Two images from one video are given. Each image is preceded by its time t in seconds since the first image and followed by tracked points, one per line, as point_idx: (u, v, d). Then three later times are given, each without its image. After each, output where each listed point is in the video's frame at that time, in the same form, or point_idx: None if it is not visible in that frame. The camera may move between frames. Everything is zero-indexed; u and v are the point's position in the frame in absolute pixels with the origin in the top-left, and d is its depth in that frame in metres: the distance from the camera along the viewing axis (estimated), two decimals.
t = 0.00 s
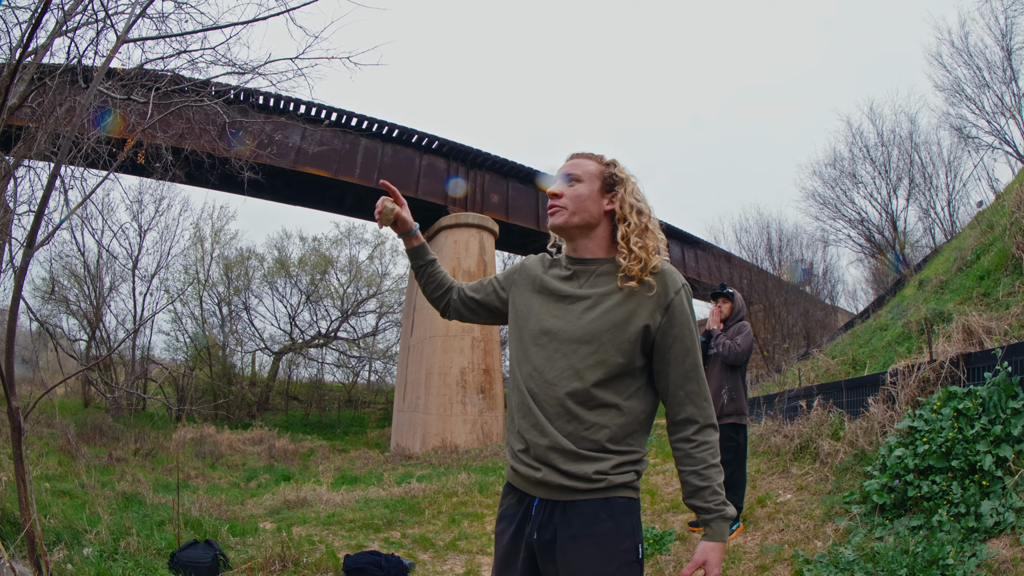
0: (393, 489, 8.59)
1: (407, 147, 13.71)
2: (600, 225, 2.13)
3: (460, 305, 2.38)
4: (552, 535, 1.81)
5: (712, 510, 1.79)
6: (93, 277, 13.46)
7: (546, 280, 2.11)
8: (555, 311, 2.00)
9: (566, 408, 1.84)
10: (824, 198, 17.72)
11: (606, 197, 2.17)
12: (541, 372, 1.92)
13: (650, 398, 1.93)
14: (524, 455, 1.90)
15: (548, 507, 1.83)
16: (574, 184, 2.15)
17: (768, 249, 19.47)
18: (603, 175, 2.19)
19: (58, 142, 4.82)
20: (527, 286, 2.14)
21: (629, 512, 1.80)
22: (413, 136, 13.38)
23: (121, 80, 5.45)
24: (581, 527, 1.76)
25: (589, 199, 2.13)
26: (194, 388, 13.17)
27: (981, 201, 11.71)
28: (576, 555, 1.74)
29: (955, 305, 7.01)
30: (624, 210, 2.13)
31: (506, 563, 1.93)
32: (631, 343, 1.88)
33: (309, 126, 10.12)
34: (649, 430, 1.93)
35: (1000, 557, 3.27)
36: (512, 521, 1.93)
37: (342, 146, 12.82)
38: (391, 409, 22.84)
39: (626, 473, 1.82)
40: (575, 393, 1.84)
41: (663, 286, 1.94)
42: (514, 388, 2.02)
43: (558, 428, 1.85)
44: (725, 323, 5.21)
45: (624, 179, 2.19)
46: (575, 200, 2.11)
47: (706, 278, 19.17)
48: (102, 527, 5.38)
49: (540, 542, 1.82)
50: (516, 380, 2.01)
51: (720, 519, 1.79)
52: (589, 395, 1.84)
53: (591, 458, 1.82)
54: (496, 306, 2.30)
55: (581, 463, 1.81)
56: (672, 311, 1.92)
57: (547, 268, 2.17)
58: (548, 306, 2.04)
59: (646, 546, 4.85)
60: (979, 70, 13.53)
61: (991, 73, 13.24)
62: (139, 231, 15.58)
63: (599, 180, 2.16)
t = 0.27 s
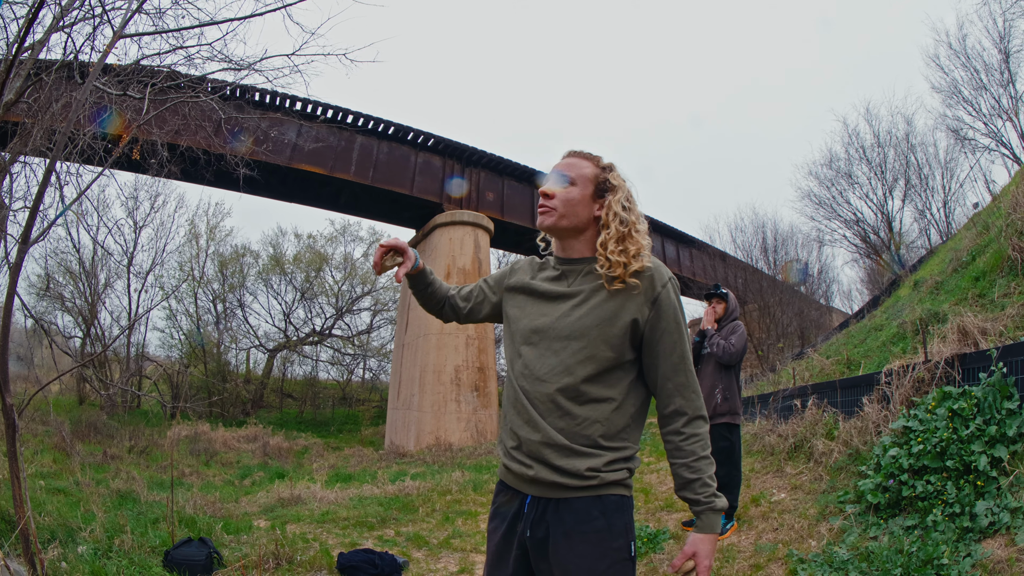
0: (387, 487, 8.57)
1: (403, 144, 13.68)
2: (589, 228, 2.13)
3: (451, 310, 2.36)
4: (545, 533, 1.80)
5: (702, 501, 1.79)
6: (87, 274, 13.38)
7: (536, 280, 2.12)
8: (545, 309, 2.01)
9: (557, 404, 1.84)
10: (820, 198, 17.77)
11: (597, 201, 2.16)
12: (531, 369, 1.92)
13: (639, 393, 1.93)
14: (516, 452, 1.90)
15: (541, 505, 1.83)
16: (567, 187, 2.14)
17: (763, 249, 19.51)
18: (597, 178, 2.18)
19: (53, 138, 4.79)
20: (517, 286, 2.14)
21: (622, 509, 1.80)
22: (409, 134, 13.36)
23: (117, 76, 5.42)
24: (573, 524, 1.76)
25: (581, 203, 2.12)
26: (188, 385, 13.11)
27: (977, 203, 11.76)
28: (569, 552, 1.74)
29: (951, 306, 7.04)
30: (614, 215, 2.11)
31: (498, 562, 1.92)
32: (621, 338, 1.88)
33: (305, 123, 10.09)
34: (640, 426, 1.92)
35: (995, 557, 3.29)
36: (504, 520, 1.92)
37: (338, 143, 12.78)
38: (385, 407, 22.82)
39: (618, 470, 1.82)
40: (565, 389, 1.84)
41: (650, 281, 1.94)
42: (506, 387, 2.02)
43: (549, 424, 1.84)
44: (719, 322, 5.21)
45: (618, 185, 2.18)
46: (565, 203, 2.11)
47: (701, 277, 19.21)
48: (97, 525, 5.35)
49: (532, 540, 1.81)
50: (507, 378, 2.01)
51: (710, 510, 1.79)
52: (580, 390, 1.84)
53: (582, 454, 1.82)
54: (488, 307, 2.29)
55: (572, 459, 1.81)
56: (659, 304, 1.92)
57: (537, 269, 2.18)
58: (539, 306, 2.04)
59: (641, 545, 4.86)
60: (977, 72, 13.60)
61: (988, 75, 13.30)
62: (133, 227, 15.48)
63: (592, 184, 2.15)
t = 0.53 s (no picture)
0: (383, 486, 8.56)
1: (401, 143, 13.66)
2: (586, 231, 2.12)
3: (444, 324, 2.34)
4: (534, 531, 1.80)
5: (682, 504, 1.77)
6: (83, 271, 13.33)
7: (527, 282, 2.11)
8: (537, 311, 2.00)
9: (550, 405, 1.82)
10: (817, 199, 17.81)
11: (593, 202, 2.16)
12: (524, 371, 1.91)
13: (631, 392, 1.92)
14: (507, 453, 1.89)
15: (532, 503, 1.82)
16: (566, 190, 2.13)
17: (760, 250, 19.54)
18: (592, 180, 2.18)
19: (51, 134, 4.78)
20: (509, 290, 2.13)
21: (612, 508, 1.78)
22: (407, 132, 13.35)
23: (114, 73, 5.40)
24: (563, 523, 1.75)
25: (578, 205, 2.11)
26: (184, 383, 13.07)
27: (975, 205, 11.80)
28: (558, 551, 1.73)
29: (948, 307, 7.06)
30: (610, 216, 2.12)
31: (492, 560, 1.93)
32: (614, 338, 1.87)
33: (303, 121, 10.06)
34: (632, 426, 1.91)
35: (992, 558, 3.30)
36: (496, 518, 1.92)
37: (336, 142, 12.76)
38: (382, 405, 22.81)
39: (608, 470, 1.81)
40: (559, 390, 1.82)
41: (641, 280, 1.94)
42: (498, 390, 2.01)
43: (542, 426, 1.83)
44: (714, 323, 5.24)
45: (613, 185, 2.19)
46: (564, 207, 2.09)
47: (698, 277, 19.25)
48: (93, 522, 5.33)
49: (523, 538, 1.81)
50: (500, 381, 2.00)
51: (690, 514, 1.76)
52: (573, 391, 1.82)
53: (573, 455, 1.81)
54: (483, 316, 2.29)
55: (564, 460, 1.80)
56: (651, 304, 1.91)
57: (527, 271, 2.16)
58: (531, 308, 2.03)
59: (637, 545, 4.86)
60: (975, 75, 13.66)
61: (987, 78, 13.35)
62: (130, 224, 15.43)
63: (588, 186, 2.15)
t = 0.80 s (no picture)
0: (384, 486, 8.56)
1: (400, 143, 13.65)
2: (582, 242, 2.13)
3: (444, 344, 2.34)
4: (527, 529, 1.80)
5: (666, 499, 1.74)
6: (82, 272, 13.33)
7: (519, 290, 2.11)
8: (530, 317, 2.00)
9: (545, 407, 1.82)
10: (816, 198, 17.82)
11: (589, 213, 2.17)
12: (519, 375, 1.91)
13: (622, 390, 1.90)
14: (501, 453, 1.89)
15: (524, 501, 1.82)
16: (567, 201, 2.10)
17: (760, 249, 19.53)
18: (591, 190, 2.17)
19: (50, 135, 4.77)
20: (502, 299, 2.13)
21: (604, 509, 1.77)
22: (406, 132, 13.35)
23: (113, 73, 5.40)
24: (555, 522, 1.75)
25: (578, 217, 2.10)
26: (185, 383, 13.05)
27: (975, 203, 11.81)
28: (549, 550, 1.73)
29: (948, 306, 7.05)
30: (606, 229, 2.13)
31: (484, 559, 1.92)
32: (606, 335, 1.87)
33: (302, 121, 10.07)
34: (626, 424, 1.90)
35: (992, 556, 3.30)
36: (490, 516, 1.92)
37: (336, 141, 12.76)
38: (382, 405, 22.82)
39: (601, 470, 1.79)
40: (554, 391, 1.82)
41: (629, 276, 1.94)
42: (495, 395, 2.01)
43: (537, 428, 1.83)
44: (711, 323, 5.23)
45: (610, 197, 2.19)
46: (567, 219, 2.07)
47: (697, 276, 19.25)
48: (93, 523, 5.33)
49: (515, 537, 1.81)
50: (495, 386, 2.00)
51: (673, 511, 1.73)
52: (567, 391, 1.82)
53: (566, 453, 1.80)
54: (482, 330, 2.29)
55: (557, 459, 1.80)
56: (639, 300, 1.90)
57: (519, 280, 2.16)
58: (525, 313, 2.03)
59: (637, 544, 4.87)
60: (975, 74, 13.67)
61: (986, 76, 13.36)
62: (130, 224, 15.42)
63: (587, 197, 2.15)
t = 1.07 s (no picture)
0: (386, 486, 8.57)
1: (401, 143, 13.67)
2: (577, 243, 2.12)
3: (444, 353, 2.33)
4: (524, 530, 1.80)
5: (660, 501, 1.72)
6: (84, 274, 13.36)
7: (515, 294, 2.11)
8: (526, 320, 2.00)
9: (540, 410, 1.82)
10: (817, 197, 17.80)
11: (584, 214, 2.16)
12: (516, 377, 1.91)
13: (619, 391, 1.90)
14: (499, 455, 1.88)
15: (523, 502, 1.82)
16: (563, 202, 2.10)
17: (761, 248, 19.53)
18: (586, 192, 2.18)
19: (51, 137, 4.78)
20: (498, 304, 2.13)
21: (601, 509, 1.77)
22: (407, 132, 13.36)
23: (114, 74, 5.40)
24: (552, 523, 1.75)
25: (573, 218, 2.09)
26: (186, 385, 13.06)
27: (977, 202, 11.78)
28: (546, 551, 1.72)
29: (949, 305, 7.05)
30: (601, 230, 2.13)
31: (483, 560, 1.92)
32: (602, 337, 1.86)
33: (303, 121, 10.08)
34: (622, 424, 1.90)
35: (995, 555, 3.29)
36: (488, 517, 1.93)
37: (336, 142, 12.77)
38: (383, 406, 22.84)
39: (598, 470, 1.79)
40: (550, 394, 1.82)
41: (624, 278, 1.94)
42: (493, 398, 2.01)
43: (532, 430, 1.83)
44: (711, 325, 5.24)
45: (604, 199, 2.19)
46: (563, 221, 2.07)
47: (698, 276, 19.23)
48: (95, 525, 5.34)
49: (513, 537, 1.81)
50: (493, 389, 2.00)
51: (668, 513, 1.71)
52: (563, 393, 1.82)
53: (564, 454, 1.80)
54: (481, 336, 2.29)
55: (554, 459, 1.80)
56: (633, 301, 1.90)
57: (515, 284, 2.16)
58: (522, 316, 2.03)
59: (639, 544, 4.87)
60: (975, 73, 13.66)
61: (987, 75, 13.35)
62: (131, 226, 15.45)
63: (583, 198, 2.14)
